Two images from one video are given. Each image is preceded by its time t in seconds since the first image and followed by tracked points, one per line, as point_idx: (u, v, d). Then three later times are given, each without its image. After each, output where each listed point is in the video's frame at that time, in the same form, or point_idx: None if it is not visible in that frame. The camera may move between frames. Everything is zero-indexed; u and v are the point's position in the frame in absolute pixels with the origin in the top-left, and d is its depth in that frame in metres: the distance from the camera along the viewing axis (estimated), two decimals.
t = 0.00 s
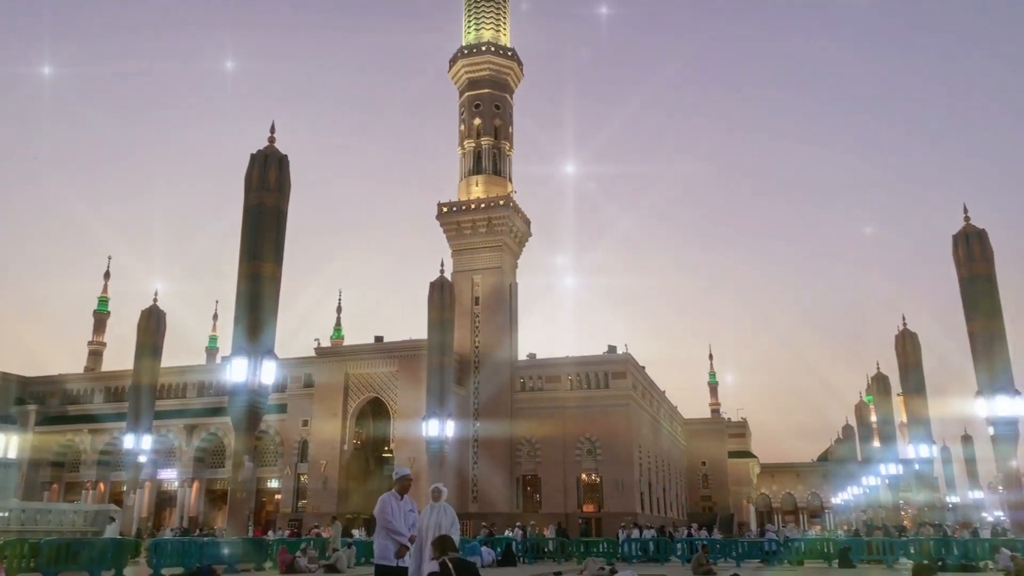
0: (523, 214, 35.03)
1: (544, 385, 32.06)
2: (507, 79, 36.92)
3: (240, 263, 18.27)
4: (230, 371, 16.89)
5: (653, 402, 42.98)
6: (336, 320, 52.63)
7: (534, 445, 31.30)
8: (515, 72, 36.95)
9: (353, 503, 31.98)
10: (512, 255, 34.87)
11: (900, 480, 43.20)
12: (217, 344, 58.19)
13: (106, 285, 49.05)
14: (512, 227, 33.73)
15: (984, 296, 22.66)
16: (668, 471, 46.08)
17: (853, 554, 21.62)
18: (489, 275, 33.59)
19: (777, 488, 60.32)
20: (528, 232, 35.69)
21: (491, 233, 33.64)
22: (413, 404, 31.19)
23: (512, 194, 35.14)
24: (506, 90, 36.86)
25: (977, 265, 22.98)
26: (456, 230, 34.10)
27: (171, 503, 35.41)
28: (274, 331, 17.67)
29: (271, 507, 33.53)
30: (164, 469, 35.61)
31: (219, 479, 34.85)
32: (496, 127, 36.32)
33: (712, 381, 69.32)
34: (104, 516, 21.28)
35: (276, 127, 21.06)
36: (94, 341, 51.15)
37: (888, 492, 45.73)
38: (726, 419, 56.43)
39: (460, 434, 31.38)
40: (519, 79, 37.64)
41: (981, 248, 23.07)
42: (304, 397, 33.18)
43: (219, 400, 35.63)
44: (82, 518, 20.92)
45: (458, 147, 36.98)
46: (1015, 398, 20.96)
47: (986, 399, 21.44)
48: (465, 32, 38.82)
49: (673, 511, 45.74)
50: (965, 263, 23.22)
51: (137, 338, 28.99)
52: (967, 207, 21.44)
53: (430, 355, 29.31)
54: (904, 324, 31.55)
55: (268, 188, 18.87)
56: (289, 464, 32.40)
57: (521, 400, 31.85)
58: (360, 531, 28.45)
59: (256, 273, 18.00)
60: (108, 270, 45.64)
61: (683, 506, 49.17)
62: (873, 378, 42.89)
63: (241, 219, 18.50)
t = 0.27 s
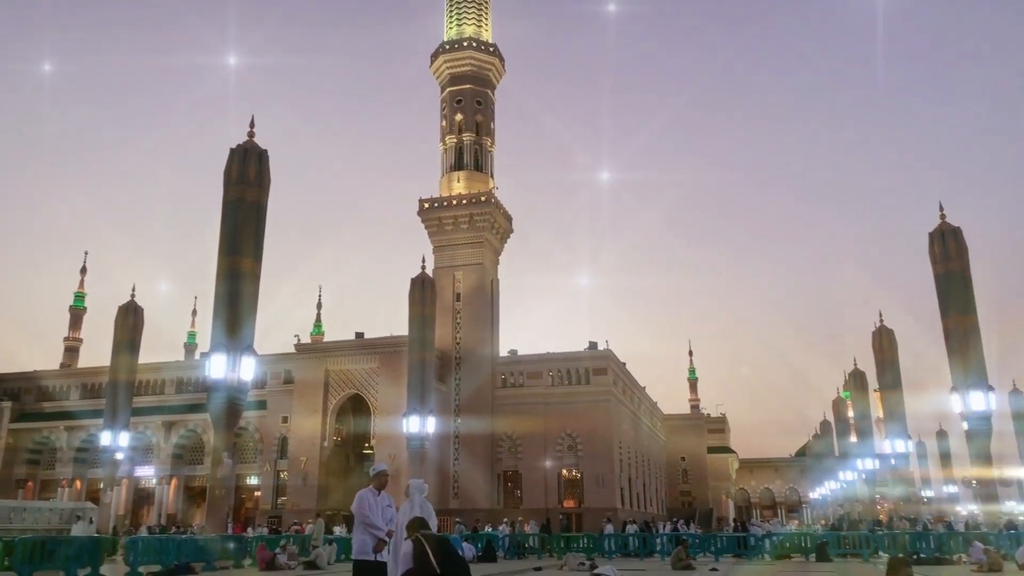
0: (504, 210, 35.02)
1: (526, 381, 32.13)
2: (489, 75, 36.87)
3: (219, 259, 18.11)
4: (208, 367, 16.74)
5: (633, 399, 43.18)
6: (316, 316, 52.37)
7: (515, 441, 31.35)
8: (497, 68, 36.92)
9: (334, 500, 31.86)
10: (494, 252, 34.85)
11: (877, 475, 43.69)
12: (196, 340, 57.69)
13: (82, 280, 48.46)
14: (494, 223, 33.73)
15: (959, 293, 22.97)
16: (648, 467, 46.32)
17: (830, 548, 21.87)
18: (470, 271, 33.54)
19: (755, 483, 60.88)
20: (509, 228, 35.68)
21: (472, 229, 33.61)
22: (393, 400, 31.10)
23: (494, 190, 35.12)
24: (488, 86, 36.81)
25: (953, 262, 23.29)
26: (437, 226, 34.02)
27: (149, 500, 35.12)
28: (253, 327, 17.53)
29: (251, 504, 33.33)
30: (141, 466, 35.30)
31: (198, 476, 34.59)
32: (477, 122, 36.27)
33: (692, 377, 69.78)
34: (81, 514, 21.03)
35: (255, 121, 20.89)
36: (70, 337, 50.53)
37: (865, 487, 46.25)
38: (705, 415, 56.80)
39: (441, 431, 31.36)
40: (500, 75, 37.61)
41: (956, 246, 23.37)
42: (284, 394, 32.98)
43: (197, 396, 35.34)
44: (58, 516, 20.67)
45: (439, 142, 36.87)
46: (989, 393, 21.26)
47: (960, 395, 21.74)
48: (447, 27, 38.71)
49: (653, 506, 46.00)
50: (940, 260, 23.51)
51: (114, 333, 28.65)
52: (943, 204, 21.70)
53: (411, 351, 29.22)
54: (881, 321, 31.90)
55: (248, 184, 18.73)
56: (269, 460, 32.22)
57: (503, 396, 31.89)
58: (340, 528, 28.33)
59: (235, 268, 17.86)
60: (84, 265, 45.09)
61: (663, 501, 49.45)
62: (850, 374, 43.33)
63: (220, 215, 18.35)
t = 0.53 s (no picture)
0: (486, 206, 34.94)
1: (507, 377, 32.12)
2: (471, 71, 36.74)
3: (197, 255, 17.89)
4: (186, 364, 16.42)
5: (615, 395, 43.30)
6: (296, 313, 52.03)
7: (497, 438, 31.32)
8: (479, 63, 36.80)
9: (314, 498, 31.70)
10: (475, 248, 34.77)
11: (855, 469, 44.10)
12: (174, 338, 57.13)
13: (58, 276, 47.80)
14: (476, 220, 33.65)
15: (935, 289, 23.20)
16: (629, 463, 46.49)
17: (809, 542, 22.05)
18: (452, 267, 33.44)
19: (735, 478, 61.30)
20: (491, 224, 35.60)
21: (454, 226, 33.52)
22: (374, 397, 30.96)
23: (475, 187, 35.03)
24: (469, 81, 36.69)
25: (930, 259, 23.53)
26: (419, 222, 33.88)
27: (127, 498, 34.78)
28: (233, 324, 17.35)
29: (231, 502, 33.08)
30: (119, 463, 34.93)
31: (177, 474, 34.30)
32: (459, 118, 36.15)
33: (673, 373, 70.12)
34: (57, 513, 20.73)
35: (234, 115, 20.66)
36: (46, 334, 49.85)
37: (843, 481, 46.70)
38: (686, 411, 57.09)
39: (422, 428, 31.22)
40: (482, 71, 37.50)
41: (933, 243, 23.61)
42: (264, 391, 32.73)
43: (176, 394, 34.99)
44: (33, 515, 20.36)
45: (421, 138, 36.71)
46: (964, 389, 21.51)
47: (936, 390, 21.98)
48: (428, 23, 38.53)
49: (634, 502, 46.18)
50: (918, 257, 23.75)
51: (91, 330, 28.28)
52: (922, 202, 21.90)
53: (392, 348, 29.10)
54: (859, 317, 32.19)
55: (226, 180, 18.53)
56: (248, 458, 32.00)
57: (484, 393, 31.85)
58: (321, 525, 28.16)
59: (214, 265, 17.66)
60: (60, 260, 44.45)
61: (643, 497, 49.66)
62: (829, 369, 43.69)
63: (198, 211, 18.14)
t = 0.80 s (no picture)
0: (467, 204, 34.90)
1: (489, 374, 32.15)
2: (451, 67, 36.65)
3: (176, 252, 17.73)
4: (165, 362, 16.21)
5: (596, 391, 43.42)
6: (276, 311, 51.71)
7: (478, 435, 31.33)
8: (459, 60, 36.72)
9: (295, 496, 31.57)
10: (457, 245, 34.72)
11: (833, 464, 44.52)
12: (153, 336, 56.57)
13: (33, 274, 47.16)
14: (457, 216, 33.60)
15: (911, 285, 23.47)
16: (611, 459, 46.68)
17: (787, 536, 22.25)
18: (433, 264, 33.36)
19: (715, 473, 61.76)
20: (473, 221, 35.57)
21: (435, 223, 33.44)
22: (355, 394, 30.85)
23: (456, 184, 34.96)
24: (450, 78, 36.61)
25: (906, 255, 23.80)
26: (399, 219, 33.76)
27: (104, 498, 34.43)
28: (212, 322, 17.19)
29: (210, 501, 32.85)
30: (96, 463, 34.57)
31: (155, 474, 33.99)
32: (440, 115, 36.07)
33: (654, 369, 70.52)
34: (33, 514, 20.46)
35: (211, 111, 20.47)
36: (21, 333, 49.19)
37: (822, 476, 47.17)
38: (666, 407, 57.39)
39: (404, 425, 31.11)
40: (463, 68, 37.42)
41: (909, 239, 23.88)
42: (244, 389, 32.50)
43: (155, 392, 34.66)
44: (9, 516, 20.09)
45: (401, 135, 36.57)
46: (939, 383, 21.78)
47: (912, 384, 22.24)
48: (409, 20, 38.38)
49: (615, 498, 46.38)
50: (894, 253, 24.01)
51: (67, 329, 27.94)
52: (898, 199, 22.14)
53: (373, 345, 29.01)
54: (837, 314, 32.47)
55: (204, 177, 18.33)
56: (228, 457, 31.80)
57: (466, 390, 31.85)
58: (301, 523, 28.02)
59: (193, 262, 17.52)
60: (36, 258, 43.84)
61: (624, 492, 49.89)
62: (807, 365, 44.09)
63: (177, 208, 17.95)
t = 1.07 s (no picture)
0: (448, 201, 34.84)
1: (470, 372, 32.15)
2: (432, 64, 36.55)
3: (154, 251, 17.55)
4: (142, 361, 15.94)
5: (576, 389, 43.50)
6: (255, 309, 51.34)
7: (459, 433, 31.32)
8: (440, 58, 36.63)
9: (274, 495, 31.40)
10: (437, 243, 34.64)
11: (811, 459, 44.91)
12: (130, 334, 55.96)
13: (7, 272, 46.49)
14: (437, 214, 33.54)
15: (888, 282, 23.75)
16: (591, 456, 46.82)
17: (766, 532, 22.44)
18: (414, 262, 33.28)
19: (695, 469, 62.15)
20: (453, 219, 35.51)
21: (415, 220, 33.35)
22: (335, 393, 30.72)
23: (437, 181, 34.88)
24: (430, 75, 36.51)
25: (882, 252, 24.07)
26: (380, 216, 33.63)
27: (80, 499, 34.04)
28: (190, 321, 17.03)
29: (189, 501, 32.59)
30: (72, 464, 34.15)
31: (133, 474, 33.66)
32: (420, 113, 35.98)
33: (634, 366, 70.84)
34: (8, 515, 20.17)
35: (190, 108, 20.29)
36: None
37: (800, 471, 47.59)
38: (647, 404, 57.66)
39: (384, 424, 31.01)
40: (444, 65, 37.33)
41: (886, 237, 24.15)
42: (223, 389, 32.24)
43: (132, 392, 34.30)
44: None
45: (381, 133, 36.41)
46: (915, 379, 22.06)
47: (889, 380, 22.50)
48: (389, 17, 38.22)
49: (596, 495, 46.53)
50: (871, 251, 24.28)
51: (42, 328, 27.55)
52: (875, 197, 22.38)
53: (353, 344, 28.90)
54: (815, 310, 32.77)
55: (182, 174, 18.16)
56: (207, 456, 31.55)
57: (447, 388, 31.83)
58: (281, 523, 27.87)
59: (170, 261, 17.35)
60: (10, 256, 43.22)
61: (605, 489, 50.07)
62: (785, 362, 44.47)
63: (154, 207, 17.78)
